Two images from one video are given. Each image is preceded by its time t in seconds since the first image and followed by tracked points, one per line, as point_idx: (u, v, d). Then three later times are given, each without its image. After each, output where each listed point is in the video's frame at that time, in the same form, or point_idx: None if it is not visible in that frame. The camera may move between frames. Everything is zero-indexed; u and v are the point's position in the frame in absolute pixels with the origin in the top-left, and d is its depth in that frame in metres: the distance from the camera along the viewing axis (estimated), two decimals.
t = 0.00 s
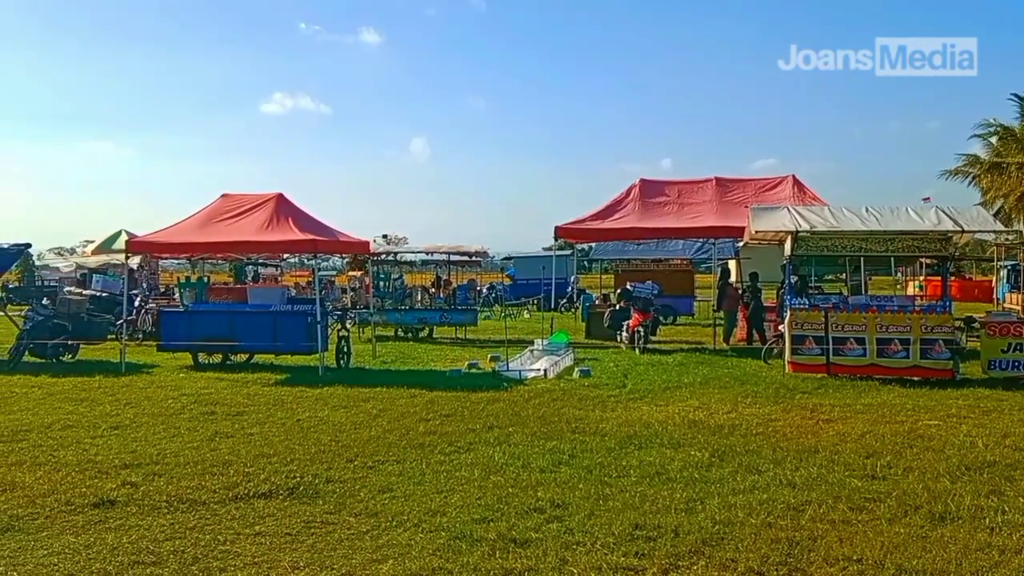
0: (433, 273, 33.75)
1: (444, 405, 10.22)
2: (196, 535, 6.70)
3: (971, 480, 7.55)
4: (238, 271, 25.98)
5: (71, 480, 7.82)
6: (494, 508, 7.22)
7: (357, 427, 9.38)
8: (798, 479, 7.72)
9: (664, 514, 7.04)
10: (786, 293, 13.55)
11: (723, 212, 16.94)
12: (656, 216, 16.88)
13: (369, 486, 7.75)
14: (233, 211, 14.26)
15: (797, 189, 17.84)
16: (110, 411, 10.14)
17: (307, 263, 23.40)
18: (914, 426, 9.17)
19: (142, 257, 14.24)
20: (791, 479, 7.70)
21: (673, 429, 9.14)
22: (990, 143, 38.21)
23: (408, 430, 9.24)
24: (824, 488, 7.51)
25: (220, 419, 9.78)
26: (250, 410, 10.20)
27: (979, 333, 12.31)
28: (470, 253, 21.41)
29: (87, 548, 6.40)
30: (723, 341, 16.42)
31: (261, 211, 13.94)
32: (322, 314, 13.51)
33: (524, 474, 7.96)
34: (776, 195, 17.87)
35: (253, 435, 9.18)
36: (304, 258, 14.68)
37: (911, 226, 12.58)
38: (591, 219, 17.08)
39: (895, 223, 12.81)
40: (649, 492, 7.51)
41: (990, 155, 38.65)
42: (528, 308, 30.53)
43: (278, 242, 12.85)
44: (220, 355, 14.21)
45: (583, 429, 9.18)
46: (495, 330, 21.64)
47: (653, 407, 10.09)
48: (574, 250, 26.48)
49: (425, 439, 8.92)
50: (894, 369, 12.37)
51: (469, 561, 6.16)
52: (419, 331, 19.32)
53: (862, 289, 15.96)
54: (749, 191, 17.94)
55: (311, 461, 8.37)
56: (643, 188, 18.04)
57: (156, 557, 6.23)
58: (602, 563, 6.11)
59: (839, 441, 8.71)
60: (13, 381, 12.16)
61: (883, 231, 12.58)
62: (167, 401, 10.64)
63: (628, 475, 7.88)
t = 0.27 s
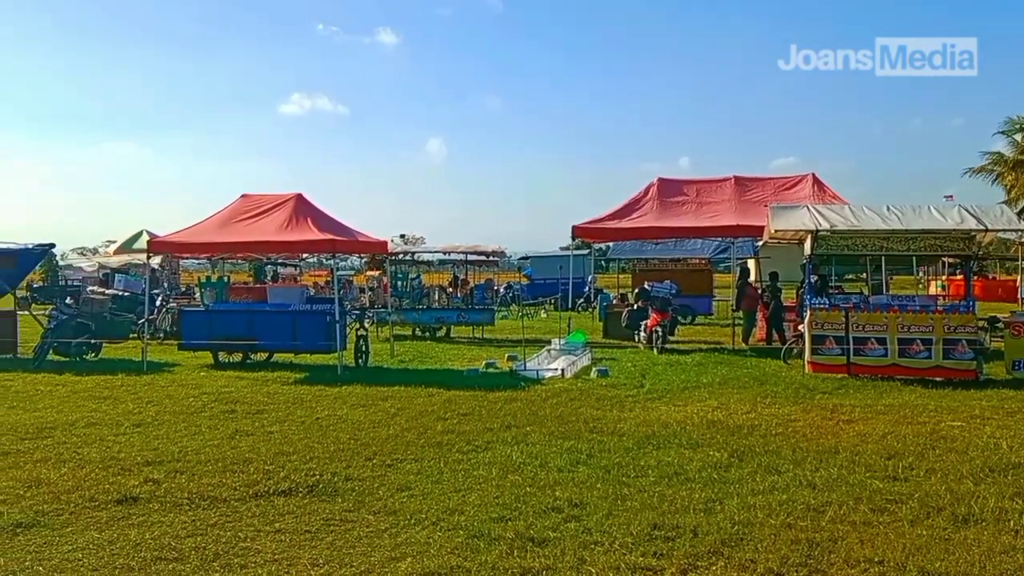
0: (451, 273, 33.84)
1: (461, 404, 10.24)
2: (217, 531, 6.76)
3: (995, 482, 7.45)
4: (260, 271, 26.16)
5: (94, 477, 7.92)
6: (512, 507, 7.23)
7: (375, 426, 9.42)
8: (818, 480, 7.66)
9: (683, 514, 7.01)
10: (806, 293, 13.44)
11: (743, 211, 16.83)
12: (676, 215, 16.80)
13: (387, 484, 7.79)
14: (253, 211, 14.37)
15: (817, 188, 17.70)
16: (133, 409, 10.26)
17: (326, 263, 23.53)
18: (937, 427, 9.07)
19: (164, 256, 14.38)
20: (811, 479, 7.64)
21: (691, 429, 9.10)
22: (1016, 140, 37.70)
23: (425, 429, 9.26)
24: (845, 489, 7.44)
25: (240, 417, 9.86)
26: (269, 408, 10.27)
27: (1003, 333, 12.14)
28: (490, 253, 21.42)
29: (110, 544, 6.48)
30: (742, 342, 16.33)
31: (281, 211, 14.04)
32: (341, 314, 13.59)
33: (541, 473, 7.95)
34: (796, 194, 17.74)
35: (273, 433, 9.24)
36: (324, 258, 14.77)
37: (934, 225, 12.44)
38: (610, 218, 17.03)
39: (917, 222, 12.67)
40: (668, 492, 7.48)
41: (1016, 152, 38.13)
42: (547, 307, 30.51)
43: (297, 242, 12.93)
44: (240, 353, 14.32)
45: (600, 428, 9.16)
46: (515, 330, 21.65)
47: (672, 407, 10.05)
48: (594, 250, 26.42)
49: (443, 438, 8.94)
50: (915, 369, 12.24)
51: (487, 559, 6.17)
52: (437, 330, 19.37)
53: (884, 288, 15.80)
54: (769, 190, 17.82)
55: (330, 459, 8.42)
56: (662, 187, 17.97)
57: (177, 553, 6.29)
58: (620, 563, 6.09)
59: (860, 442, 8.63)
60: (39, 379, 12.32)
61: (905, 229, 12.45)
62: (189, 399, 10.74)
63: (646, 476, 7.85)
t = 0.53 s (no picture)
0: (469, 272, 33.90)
1: (478, 403, 10.24)
2: (236, 529, 6.80)
3: (1018, 483, 7.37)
4: (278, 270, 26.30)
5: (116, 475, 7.98)
6: (530, 507, 7.22)
7: (393, 425, 9.44)
8: (837, 480, 7.61)
9: (702, 515, 6.98)
10: (826, 292, 13.34)
11: (762, 210, 16.73)
12: (695, 214, 16.73)
13: (405, 483, 7.80)
14: (272, 210, 14.42)
15: (838, 187, 17.57)
16: (153, 408, 10.33)
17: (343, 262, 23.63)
18: (958, 428, 8.98)
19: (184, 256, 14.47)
20: (830, 480, 7.59)
21: (710, 430, 9.06)
22: None
23: (443, 428, 9.28)
24: (865, 490, 7.38)
25: (259, 416, 9.91)
26: (288, 407, 10.32)
27: None
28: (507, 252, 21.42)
29: (131, 541, 6.53)
30: (761, 341, 16.25)
31: (300, 211, 14.08)
32: (359, 313, 13.65)
33: (559, 473, 7.95)
34: (817, 192, 17.62)
35: (291, 431, 9.29)
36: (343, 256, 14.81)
37: (956, 224, 12.32)
38: (629, 217, 16.97)
39: (939, 221, 12.55)
40: (686, 493, 7.46)
41: None
42: (563, 306, 30.49)
43: (316, 242, 12.97)
44: (259, 352, 14.38)
45: (618, 428, 9.14)
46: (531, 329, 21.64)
47: (690, 407, 10.01)
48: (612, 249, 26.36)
49: (460, 437, 8.95)
50: (937, 369, 12.12)
51: (505, 559, 6.17)
52: (454, 329, 19.40)
53: (905, 287, 15.66)
54: (789, 188, 17.72)
55: (348, 458, 8.45)
56: (681, 186, 17.90)
57: (198, 550, 6.33)
58: (638, 563, 6.08)
59: (880, 443, 8.56)
60: (61, 377, 12.44)
61: (927, 229, 12.33)
62: (209, 398, 10.80)
63: (664, 476, 7.83)
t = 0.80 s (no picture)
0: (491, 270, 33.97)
1: (501, 402, 10.24)
2: (260, 527, 6.83)
3: None
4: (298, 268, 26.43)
5: (141, 472, 8.05)
6: (553, 506, 7.22)
7: (416, 424, 9.46)
8: (862, 481, 7.55)
9: (726, 515, 6.95)
10: (851, 292, 13.23)
11: (786, 209, 16.63)
12: (718, 213, 16.65)
13: (428, 482, 7.81)
14: (295, 210, 14.48)
15: (863, 185, 17.44)
16: (178, 406, 10.41)
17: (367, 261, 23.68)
18: (986, 429, 8.88)
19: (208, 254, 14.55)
20: (855, 481, 7.54)
21: (734, 430, 9.02)
22: None
23: (466, 427, 9.29)
24: (891, 491, 7.33)
25: (283, 414, 9.96)
26: (311, 405, 10.37)
27: None
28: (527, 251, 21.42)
29: (157, 537, 6.57)
30: (785, 341, 16.16)
31: (323, 210, 14.13)
32: (382, 311, 13.72)
33: (582, 472, 7.93)
34: (841, 191, 17.50)
35: (315, 430, 9.33)
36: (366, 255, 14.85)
37: (983, 223, 12.19)
38: (651, 216, 16.92)
39: (966, 220, 12.43)
40: (710, 493, 7.43)
41: None
42: (587, 306, 30.44)
43: (339, 241, 13.01)
44: (282, 351, 14.45)
45: (641, 428, 9.11)
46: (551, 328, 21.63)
47: (713, 407, 9.97)
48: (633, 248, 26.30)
49: (483, 436, 8.96)
50: (964, 370, 12.00)
51: (528, 558, 6.17)
52: (477, 328, 19.42)
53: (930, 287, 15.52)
54: (813, 187, 17.61)
55: (371, 456, 8.47)
56: (705, 185, 17.83)
57: (223, 547, 6.37)
58: (661, 563, 6.06)
59: (906, 443, 8.49)
60: (86, 375, 12.55)
61: (954, 228, 12.21)
62: (232, 396, 10.87)
63: (687, 476, 7.80)
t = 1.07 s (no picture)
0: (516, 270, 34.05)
1: (527, 402, 10.25)
2: (286, 525, 6.86)
3: None
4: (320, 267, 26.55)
5: (169, 469, 8.11)
6: (578, 506, 7.21)
7: (441, 423, 9.48)
8: (891, 483, 7.49)
9: (752, 516, 6.92)
10: (879, 292, 13.11)
11: (813, 209, 16.53)
12: (744, 212, 16.58)
13: (454, 481, 7.82)
14: (322, 209, 14.54)
15: (891, 184, 17.30)
16: (205, 404, 10.49)
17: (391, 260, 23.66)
18: (1016, 431, 8.78)
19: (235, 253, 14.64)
20: (884, 482, 7.48)
21: (761, 430, 8.98)
22: None
23: (491, 426, 9.30)
24: (919, 493, 7.26)
25: (309, 412, 10.01)
26: (338, 404, 10.42)
27: None
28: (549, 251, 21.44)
29: (184, 535, 6.62)
30: (811, 341, 16.06)
31: (349, 210, 14.17)
32: (407, 311, 13.76)
33: (608, 472, 7.92)
34: (869, 190, 17.37)
35: (341, 428, 9.37)
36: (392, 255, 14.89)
37: (1014, 223, 12.04)
38: (676, 215, 16.87)
39: (997, 220, 12.29)
40: (736, 494, 7.40)
41: None
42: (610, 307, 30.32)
43: (365, 241, 13.04)
44: (308, 349, 14.51)
45: (667, 428, 9.09)
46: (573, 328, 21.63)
47: (740, 407, 9.93)
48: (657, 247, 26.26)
49: (508, 436, 8.97)
50: (994, 370, 11.91)
51: (554, 557, 6.16)
52: (502, 327, 19.44)
53: (959, 287, 15.38)
54: (841, 187, 17.50)
55: (397, 455, 8.50)
56: (731, 184, 17.77)
57: (249, 545, 6.41)
58: (688, 563, 6.04)
59: (935, 445, 8.41)
60: (113, 373, 12.67)
61: (984, 227, 12.08)
62: (258, 395, 10.93)
63: (714, 476, 7.77)
